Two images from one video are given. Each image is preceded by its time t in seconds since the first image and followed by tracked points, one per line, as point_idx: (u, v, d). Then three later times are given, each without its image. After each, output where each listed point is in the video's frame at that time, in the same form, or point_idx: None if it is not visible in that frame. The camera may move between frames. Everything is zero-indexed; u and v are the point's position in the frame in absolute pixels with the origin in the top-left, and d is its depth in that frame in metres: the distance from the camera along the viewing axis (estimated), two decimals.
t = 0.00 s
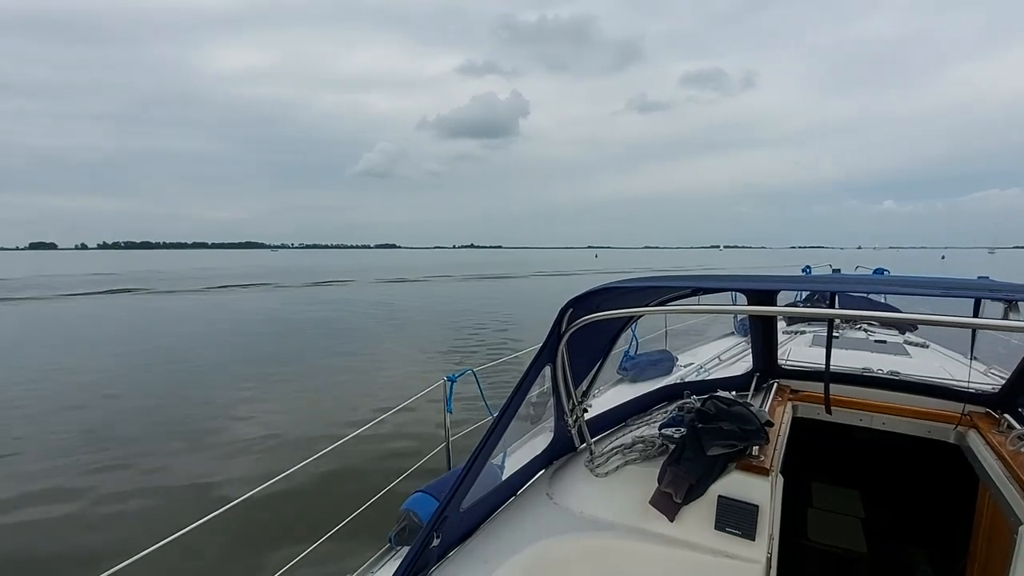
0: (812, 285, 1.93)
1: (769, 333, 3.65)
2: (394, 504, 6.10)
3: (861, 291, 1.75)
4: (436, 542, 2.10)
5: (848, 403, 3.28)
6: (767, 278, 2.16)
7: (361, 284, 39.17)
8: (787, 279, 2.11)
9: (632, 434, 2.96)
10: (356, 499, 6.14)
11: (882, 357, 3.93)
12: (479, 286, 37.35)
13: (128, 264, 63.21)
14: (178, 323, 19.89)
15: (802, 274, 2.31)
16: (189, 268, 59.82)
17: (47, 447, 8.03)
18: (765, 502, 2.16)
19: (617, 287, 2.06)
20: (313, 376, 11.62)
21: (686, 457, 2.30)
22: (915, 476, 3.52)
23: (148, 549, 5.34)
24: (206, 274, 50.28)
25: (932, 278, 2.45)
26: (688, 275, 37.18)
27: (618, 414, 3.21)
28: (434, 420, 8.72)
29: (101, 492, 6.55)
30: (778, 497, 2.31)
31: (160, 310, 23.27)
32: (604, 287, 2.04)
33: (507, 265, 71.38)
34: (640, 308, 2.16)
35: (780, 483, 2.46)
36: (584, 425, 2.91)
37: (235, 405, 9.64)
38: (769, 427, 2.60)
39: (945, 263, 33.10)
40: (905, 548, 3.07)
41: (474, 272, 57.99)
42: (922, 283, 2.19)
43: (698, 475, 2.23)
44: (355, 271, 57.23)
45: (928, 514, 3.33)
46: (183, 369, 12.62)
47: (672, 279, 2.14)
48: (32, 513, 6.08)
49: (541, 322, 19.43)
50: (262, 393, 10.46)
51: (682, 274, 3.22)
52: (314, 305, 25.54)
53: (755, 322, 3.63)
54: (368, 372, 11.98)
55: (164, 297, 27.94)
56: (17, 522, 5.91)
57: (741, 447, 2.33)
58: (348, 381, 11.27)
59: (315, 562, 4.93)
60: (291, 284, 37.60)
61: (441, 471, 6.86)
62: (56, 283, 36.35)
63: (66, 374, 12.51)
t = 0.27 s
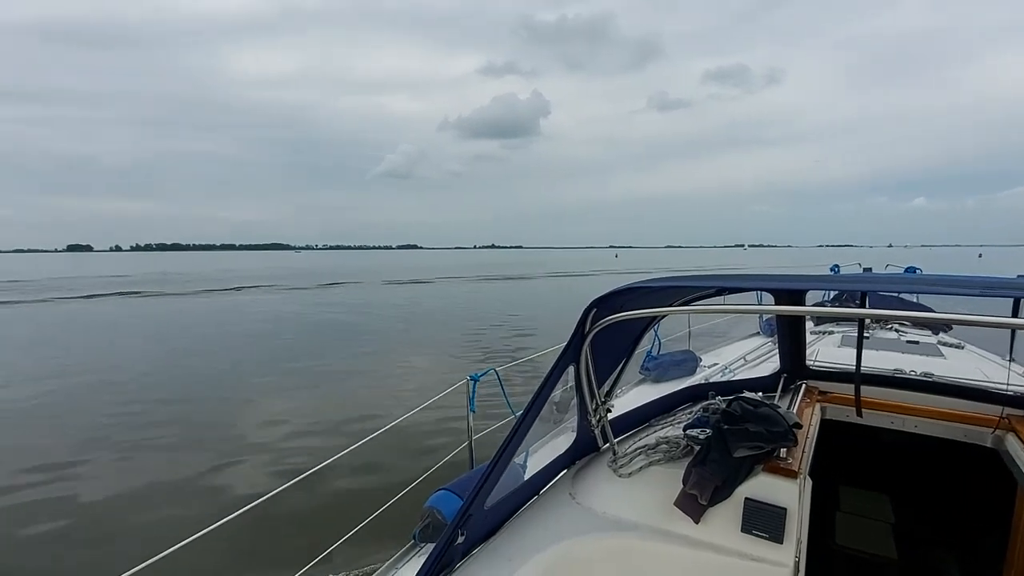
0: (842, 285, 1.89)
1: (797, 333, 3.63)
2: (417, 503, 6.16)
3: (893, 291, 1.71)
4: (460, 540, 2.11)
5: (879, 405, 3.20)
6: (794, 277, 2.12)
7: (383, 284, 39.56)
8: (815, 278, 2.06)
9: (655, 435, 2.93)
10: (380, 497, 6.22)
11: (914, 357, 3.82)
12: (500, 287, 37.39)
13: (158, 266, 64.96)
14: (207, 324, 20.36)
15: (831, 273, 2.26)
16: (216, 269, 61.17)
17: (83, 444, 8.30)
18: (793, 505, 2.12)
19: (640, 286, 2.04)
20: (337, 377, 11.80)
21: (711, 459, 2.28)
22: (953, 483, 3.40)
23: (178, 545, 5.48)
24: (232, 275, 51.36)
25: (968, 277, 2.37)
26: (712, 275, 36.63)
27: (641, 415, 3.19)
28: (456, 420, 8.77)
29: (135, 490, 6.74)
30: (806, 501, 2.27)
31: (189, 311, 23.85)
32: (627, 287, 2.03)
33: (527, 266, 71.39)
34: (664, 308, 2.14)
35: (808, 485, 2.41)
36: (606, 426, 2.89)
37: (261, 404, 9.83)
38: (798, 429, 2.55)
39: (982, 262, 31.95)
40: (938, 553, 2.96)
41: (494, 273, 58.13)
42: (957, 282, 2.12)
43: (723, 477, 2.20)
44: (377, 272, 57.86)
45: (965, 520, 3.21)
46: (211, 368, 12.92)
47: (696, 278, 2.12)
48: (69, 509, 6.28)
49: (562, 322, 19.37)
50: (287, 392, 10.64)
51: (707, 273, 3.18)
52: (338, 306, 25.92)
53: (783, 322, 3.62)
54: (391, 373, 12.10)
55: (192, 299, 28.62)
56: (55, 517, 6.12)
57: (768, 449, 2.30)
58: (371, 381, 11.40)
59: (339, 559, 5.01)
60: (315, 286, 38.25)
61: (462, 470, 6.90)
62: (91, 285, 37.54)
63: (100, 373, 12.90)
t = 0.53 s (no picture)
0: (879, 285, 1.85)
1: (832, 333, 3.53)
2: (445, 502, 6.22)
3: (935, 291, 1.66)
4: (490, 538, 2.14)
5: (920, 409, 3.11)
6: (830, 277, 2.08)
7: (410, 286, 39.98)
8: (851, 278, 2.02)
9: (685, 436, 2.91)
10: (409, 496, 6.30)
11: (956, 359, 3.70)
12: (526, 288, 37.37)
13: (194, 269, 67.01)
14: (240, 324, 20.90)
15: (866, 272, 2.21)
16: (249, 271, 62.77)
17: (124, 440, 8.62)
18: (829, 509, 2.08)
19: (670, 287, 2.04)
20: (365, 377, 11.99)
21: (744, 461, 2.25)
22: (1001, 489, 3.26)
23: (216, 538, 5.65)
24: (264, 277, 52.60)
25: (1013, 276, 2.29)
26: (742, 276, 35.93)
27: (670, 416, 3.16)
28: (483, 421, 8.82)
29: (174, 485, 6.97)
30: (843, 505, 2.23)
31: (223, 313, 24.51)
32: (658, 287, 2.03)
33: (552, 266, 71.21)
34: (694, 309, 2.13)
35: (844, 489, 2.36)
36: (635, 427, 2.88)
37: (293, 404, 10.06)
38: (833, 432, 2.51)
39: None
40: (983, 562, 2.84)
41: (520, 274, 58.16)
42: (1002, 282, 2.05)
43: (756, 479, 2.18)
44: (404, 274, 58.52)
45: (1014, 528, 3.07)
46: (245, 368, 13.27)
47: (727, 279, 2.10)
48: (113, 503, 6.54)
49: (588, 323, 19.25)
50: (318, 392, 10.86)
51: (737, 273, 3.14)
52: (366, 308, 26.34)
53: (817, 322, 3.52)
54: (418, 373, 12.23)
55: (226, 301, 29.42)
56: (101, 510, 6.37)
57: (802, 452, 2.27)
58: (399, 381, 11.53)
59: (369, 555, 5.09)
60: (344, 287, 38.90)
61: (490, 470, 6.93)
62: (131, 288, 38.96)
63: (141, 371, 13.37)
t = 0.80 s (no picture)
0: (913, 286, 1.81)
1: (863, 336, 3.46)
2: (469, 503, 6.24)
3: (972, 293, 1.62)
4: (517, 538, 2.16)
5: (957, 415, 3.02)
6: (862, 279, 2.04)
7: (434, 290, 40.15)
8: (884, 280, 1.98)
9: (712, 441, 2.88)
10: (433, 496, 6.34)
11: (995, 364, 3.58)
12: (549, 291, 37.15)
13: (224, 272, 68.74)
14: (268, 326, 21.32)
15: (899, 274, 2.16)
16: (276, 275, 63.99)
17: (158, 437, 8.89)
18: (862, 516, 2.04)
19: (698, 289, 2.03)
20: (390, 379, 12.14)
21: (773, 465, 2.23)
22: None
23: (245, 535, 5.78)
24: (291, 280, 53.67)
25: None
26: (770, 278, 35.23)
27: (698, 420, 3.13)
28: (506, 423, 8.84)
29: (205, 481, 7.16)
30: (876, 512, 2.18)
31: (252, 315, 25.03)
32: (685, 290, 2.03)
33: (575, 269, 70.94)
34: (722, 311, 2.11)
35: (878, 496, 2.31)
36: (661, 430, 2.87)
37: (320, 404, 10.24)
38: (866, 437, 2.45)
39: None
40: None
41: (542, 276, 58.14)
42: None
43: (786, 484, 2.15)
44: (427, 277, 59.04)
45: None
46: (273, 369, 13.57)
47: (756, 281, 2.09)
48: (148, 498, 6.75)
49: (612, 326, 19.06)
50: (345, 393, 11.02)
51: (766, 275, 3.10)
52: (390, 310, 26.64)
53: (848, 324, 3.46)
54: (442, 375, 12.33)
55: (255, 304, 30.03)
56: (135, 499, 6.56)
57: (834, 457, 2.23)
58: (424, 384, 11.61)
59: (395, 554, 5.15)
60: (369, 290, 39.45)
61: (514, 473, 6.93)
62: (165, 291, 40.03)
63: (174, 371, 13.75)
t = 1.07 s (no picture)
0: (943, 289, 1.78)
1: (892, 338, 3.37)
2: (489, 505, 6.25)
3: (1005, 296, 1.59)
4: (538, 542, 2.16)
5: (990, 420, 2.94)
6: (888, 281, 2.01)
7: (453, 293, 40.27)
8: (912, 282, 1.95)
9: (736, 445, 2.85)
10: (453, 499, 6.37)
11: None
12: (569, 294, 36.95)
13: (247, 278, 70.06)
14: (290, 331, 21.62)
15: (927, 276, 2.12)
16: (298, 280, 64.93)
17: (185, 439, 9.09)
18: (891, 523, 2.00)
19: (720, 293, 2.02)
20: (411, 382, 12.23)
21: (798, 471, 2.20)
22: None
23: (269, 536, 5.87)
24: (312, 285, 54.46)
25: None
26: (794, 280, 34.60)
27: (720, 424, 3.10)
28: (526, 426, 8.83)
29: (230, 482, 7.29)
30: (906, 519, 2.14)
31: (275, 320, 25.41)
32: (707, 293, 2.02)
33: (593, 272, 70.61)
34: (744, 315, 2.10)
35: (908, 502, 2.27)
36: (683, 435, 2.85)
37: (341, 408, 10.36)
38: (895, 443, 2.41)
39: None
40: None
41: (561, 280, 58.02)
42: None
43: (812, 489, 2.12)
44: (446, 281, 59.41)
45: None
46: (296, 373, 13.78)
47: (779, 284, 2.07)
48: (174, 499, 6.89)
49: (633, 329, 18.87)
50: (366, 397, 11.13)
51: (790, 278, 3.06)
52: (410, 314, 26.84)
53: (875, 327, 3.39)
54: (462, 379, 12.37)
55: (277, 308, 30.47)
56: (163, 504, 6.71)
57: (862, 462, 2.19)
58: (443, 387, 11.65)
59: (415, 557, 5.18)
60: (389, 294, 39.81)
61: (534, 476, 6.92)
62: (190, 296, 40.89)
63: (200, 375, 14.03)
